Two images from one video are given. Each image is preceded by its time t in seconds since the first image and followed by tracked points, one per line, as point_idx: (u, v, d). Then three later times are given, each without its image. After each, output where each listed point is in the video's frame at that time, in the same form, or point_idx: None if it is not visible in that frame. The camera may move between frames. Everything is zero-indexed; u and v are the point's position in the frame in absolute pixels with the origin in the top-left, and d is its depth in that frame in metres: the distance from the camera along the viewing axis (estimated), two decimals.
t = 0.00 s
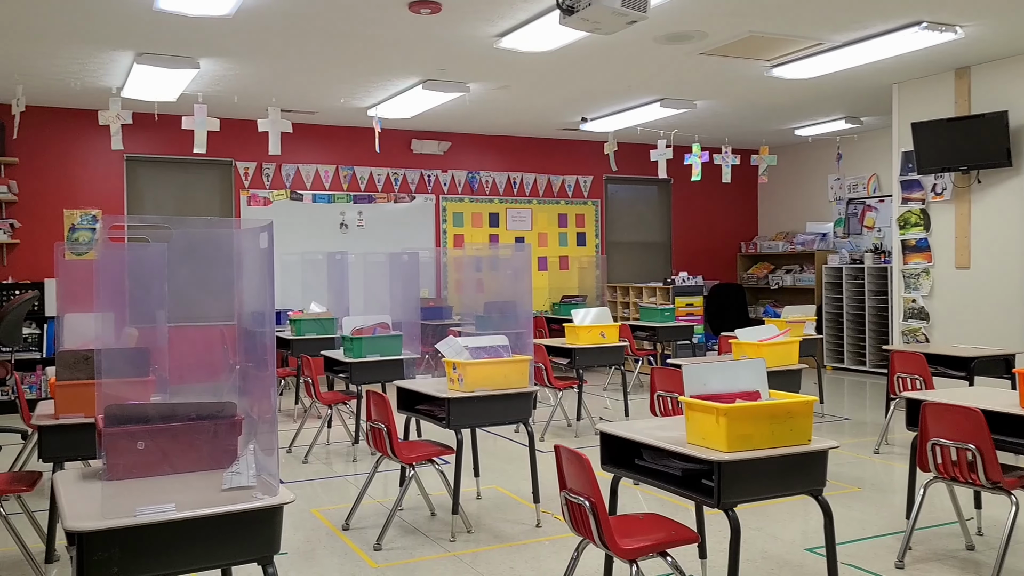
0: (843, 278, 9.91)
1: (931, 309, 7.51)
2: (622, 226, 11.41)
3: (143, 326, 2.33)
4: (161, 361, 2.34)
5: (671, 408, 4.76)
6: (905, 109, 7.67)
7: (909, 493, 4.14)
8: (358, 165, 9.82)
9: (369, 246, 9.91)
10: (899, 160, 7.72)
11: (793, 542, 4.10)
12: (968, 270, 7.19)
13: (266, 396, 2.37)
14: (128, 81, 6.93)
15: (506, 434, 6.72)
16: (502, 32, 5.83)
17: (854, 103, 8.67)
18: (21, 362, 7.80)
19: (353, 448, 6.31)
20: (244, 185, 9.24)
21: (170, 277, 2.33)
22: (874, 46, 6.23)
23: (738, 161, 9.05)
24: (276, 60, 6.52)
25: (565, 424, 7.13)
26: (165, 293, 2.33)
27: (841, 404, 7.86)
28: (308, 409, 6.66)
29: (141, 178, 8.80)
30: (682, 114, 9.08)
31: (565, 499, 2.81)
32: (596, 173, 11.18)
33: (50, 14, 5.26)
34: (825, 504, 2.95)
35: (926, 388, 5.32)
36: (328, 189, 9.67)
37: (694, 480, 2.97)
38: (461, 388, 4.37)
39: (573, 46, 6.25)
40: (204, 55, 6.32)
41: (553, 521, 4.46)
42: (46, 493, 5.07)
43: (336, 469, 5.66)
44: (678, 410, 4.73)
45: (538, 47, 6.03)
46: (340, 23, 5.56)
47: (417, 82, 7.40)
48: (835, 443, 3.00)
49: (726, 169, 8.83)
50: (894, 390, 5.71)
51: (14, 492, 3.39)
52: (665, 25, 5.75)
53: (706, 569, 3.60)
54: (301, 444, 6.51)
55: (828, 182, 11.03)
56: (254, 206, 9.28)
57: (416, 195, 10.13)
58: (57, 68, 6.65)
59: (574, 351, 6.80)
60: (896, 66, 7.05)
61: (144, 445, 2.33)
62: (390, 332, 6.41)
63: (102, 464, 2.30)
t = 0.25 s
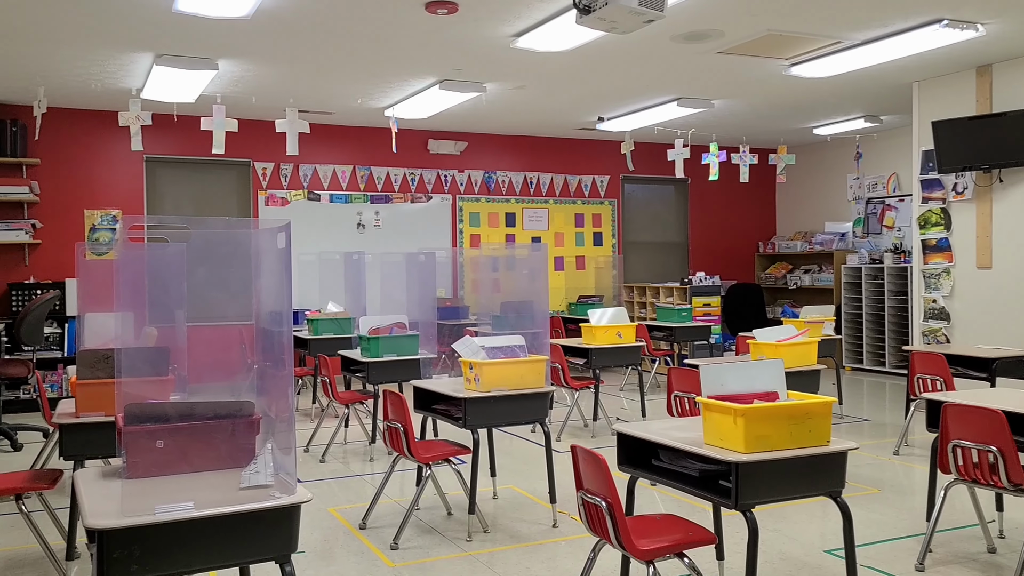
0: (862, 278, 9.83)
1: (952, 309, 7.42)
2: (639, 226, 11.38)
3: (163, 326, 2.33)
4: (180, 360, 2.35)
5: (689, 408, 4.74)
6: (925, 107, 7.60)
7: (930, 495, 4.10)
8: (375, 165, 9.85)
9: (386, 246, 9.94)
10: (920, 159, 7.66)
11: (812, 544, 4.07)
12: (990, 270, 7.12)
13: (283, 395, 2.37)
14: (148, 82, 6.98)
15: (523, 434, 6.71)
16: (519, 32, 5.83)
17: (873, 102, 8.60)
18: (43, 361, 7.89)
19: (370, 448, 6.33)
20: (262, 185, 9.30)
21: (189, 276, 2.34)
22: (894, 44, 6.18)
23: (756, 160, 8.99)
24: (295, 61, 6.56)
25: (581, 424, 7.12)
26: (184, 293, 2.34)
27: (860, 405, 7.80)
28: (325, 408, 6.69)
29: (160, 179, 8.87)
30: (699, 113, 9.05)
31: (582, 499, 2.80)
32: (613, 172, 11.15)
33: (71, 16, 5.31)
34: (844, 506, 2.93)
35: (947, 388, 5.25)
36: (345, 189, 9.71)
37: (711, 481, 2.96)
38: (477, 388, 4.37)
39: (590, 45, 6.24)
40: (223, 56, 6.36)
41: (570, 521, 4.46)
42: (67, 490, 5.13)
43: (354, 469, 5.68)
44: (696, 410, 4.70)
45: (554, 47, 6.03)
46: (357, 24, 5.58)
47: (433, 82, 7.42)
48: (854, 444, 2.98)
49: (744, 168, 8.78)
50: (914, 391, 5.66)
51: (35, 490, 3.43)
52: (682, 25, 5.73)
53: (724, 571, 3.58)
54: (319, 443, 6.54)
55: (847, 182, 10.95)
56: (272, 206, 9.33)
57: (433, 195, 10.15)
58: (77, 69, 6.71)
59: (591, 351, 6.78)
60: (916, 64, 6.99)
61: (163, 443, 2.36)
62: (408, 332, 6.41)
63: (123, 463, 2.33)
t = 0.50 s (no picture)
0: (875, 278, 9.77)
1: (966, 309, 7.37)
2: (650, 226, 11.36)
3: (175, 325, 2.34)
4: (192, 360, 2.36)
5: (700, 408, 4.73)
6: (939, 106, 7.55)
7: (943, 496, 4.07)
8: (386, 165, 9.87)
9: (397, 245, 9.95)
10: (933, 158, 7.61)
11: (825, 545, 4.05)
12: (1004, 269, 7.07)
13: (295, 395, 2.38)
14: (161, 83, 7.02)
15: (534, 434, 6.71)
16: (529, 32, 5.83)
17: (886, 101, 8.56)
18: (57, 360, 7.94)
19: (381, 447, 6.34)
20: (274, 185, 9.33)
21: (202, 276, 2.35)
22: (907, 43, 6.14)
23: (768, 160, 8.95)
24: (306, 62, 6.57)
25: (592, 424, 7.11)
26: (197, 293, 2.36)
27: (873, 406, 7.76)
28: (336, 408, 6.70)
29: (173, 179, 8.92)
30: (711, 113, 9.02)
31: (593, 499, 2.80)
32: (624, 172, 11.14)
33: (83, 17, 5.33)
34: (857, 507, 2.92)
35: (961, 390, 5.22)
36: (356, 189, 9.73)
37: (723, 482, 2.95)
38: (488, 387, 4.37)
39: (601, 45, 6.23)
40: (234, 56, 6.38)
41: (581, 521, 4.45)
42: (81, 489, 5.16)
43: (365, 468, 5.69)
44: (707, 410, 4.69)
45: (565, 47, 6.02)
46: (368, 24, 5.59)
47: (444, 82, 7.43)
48: (866, 445, 2.96)
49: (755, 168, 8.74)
50: (927, 392, 5.63)
51: (49, 489, 3.45)
52: (693, 24, 5.72)
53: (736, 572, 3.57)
54: (330, 442, 6.56)
55: (859, 181, 10.89)
56: (283, 206, 9.36)
57: (444, 195, 10.16)
58: (91, 70, 6.75)
59: (602, 351, 6.77)
60: (929, 63, 6.95)
61: (175, 443, 2.37)
62: (418, 332, 6.41)
63: (135, 462, 2.34)
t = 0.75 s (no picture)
0: (890, 278, 9.71)
1: (982, 309, 7.31)
2: (663, 226, 11.33)
3: (189, 325, 2.37)
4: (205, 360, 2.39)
5: (713, 408, 4.71)
6: (954, 105, 7.49)
7: (959, 498, 4.03)
8: (399, 165, 9.89)
9: (409, 245, 9.97)
10: (949, 157, 7.56)
11: (838, 547, 4.03)
12: (1020, 269, 7.01)
13: (308, 394, 2.38)
14: (175, 84, 7.05)
15: (546, 434, 6.70)
16: (541, 32, 5.83)
17: (901, 100, 8.50)
18: (72, 359, 8.00)
19: (394, 447, 6.35)
20: (287, 185, 9.37)
21: (215, 276, 2.37)
22: (922, 41, 6.09)
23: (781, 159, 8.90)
24: (319, 62, 6.59)
25: (605, 425, 7.10)
26: (210, 292, 2.37)
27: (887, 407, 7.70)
28: (349, 407, 6.72)
29: (187, 179, 8.97)
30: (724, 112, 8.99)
31: (606, 499, 2.79)
32: (636, 172, 11.11)
33: (97, 18, 5.36)
34: (871, 508, 2.90)
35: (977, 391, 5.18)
36: (369, 189, 9.75)
37: (736, 482, 2.93)
38: (501, 387, 4.37)
39: (613, 45, 6.23)
40: (247, 57, 6.41)
41: (593, 521, 4.44)
42: (96, 487, 5.19)
43: (377, 468, 5.71)
44: (720, 411, 4.67)
45: (577, 47, 6.02)
46: (381, 25, 5.60)
47: (457, 82, 7.43)
48: (881, 446, 2.94)
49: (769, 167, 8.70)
50: (942, 393, 5.58)
51: (65, 487, 3.48)
52: (705, 23, 5.70)
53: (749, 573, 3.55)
54: (343, 442, 6.57)
55: (874, 180, 10.83)
56: (296, 206, 9.40)
57: (456, 195, 10.17)
58: (105, 71, 6.79)
59: (614, 350, 6.76)
60: (945, 61, 6.89)
61: (189, 442, 2.38)
62: (431, 332, 6.41)
63: (150, 460, 2.37)
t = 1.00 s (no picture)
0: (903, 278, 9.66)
1: (996, 309, 7.26)
2: (673, 225, 11.30)
3: (201, 325, 2.38)
4: (217, 359, 2.41)
5: (724, 409, 4.70)
6: (968, 104, 7.44)
7: (973, 500, 4.00)
8: (409, 165, 9.90)
9: (420, 245, 9.98)
10: (962, 156, 7.51)
11: (851, 548, 4.01)
12: None
13: (319, 393, 2.39)
14: (186, 84, 7.08)
15: (556, 434, 6.70)
16: (552, 32, 5.83)
17: (914, 99, 8.46)
18: (85, 359, 8.05)
19: (404, 446, 6.36)
20: (298, 186, 9.39)
21: (226, 275, 2.38)
22: (935, 40, 6.05)
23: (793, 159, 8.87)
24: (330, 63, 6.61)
25: (615, 425, 7.09)
26: (221, 292, 2.39)
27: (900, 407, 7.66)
28: (360, 407, 6.73)
29: (199, 179, 9.01)
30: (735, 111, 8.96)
31: (616, 500, 2.79)
32: (647, 172, 11.09)
33: (109, 18, 5.39)
34: (884, 509, 2.88)
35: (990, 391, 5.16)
36: (380, 189, 9.77)
37: (747, 483, 2.92)
38: (511, 387, 4.36)
39: (624, 44, 6.21)
40: (259, 58, 6.43)
41: (604, 522, 4.43)
42: (109, 486, 5.22)
43: (388, 467, 5.72)
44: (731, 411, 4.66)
45: (588, 46, 6.01)
46: (391, 25, 5.61)
47: (467, 82, 7.44)
48: (893, 446, 2.93)
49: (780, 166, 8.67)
50: (955, 393, 5.54)
51: (78, 486, 3.49)
52: (716, 22, 5.68)
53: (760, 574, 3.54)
54: (354, 441, 6.59)
55: (886, 180, 10.77)
56: (308, 206, 9.42)
57: (467, 195, 10.18)
58: (118, 72, 6.83)
59: (625, 351, 6.74)
60: (958, 60, 6.85)
61: (201, 441, 2.38)
62: (441, 331, 6.41)
63: (162, 459, 2.36)
